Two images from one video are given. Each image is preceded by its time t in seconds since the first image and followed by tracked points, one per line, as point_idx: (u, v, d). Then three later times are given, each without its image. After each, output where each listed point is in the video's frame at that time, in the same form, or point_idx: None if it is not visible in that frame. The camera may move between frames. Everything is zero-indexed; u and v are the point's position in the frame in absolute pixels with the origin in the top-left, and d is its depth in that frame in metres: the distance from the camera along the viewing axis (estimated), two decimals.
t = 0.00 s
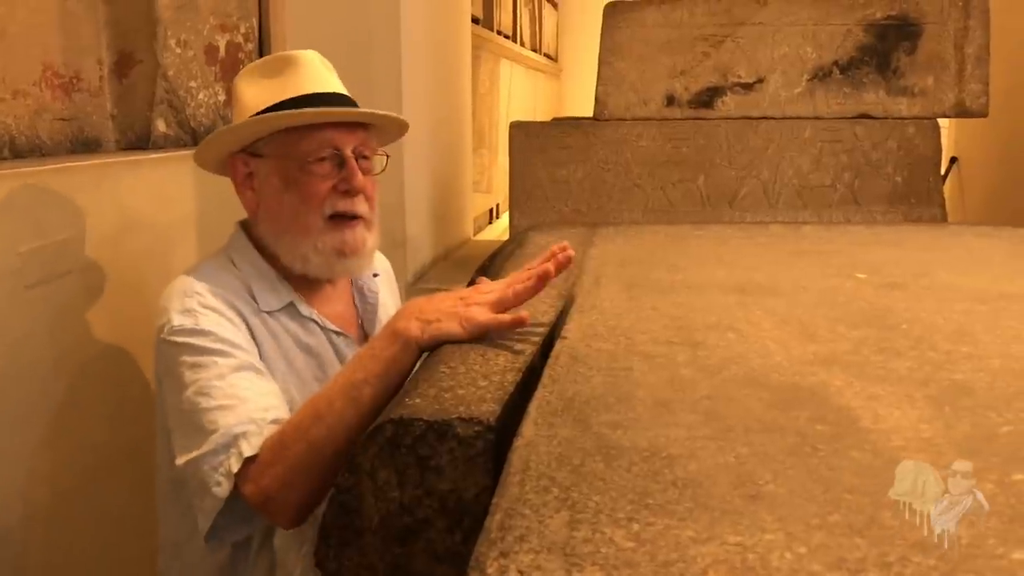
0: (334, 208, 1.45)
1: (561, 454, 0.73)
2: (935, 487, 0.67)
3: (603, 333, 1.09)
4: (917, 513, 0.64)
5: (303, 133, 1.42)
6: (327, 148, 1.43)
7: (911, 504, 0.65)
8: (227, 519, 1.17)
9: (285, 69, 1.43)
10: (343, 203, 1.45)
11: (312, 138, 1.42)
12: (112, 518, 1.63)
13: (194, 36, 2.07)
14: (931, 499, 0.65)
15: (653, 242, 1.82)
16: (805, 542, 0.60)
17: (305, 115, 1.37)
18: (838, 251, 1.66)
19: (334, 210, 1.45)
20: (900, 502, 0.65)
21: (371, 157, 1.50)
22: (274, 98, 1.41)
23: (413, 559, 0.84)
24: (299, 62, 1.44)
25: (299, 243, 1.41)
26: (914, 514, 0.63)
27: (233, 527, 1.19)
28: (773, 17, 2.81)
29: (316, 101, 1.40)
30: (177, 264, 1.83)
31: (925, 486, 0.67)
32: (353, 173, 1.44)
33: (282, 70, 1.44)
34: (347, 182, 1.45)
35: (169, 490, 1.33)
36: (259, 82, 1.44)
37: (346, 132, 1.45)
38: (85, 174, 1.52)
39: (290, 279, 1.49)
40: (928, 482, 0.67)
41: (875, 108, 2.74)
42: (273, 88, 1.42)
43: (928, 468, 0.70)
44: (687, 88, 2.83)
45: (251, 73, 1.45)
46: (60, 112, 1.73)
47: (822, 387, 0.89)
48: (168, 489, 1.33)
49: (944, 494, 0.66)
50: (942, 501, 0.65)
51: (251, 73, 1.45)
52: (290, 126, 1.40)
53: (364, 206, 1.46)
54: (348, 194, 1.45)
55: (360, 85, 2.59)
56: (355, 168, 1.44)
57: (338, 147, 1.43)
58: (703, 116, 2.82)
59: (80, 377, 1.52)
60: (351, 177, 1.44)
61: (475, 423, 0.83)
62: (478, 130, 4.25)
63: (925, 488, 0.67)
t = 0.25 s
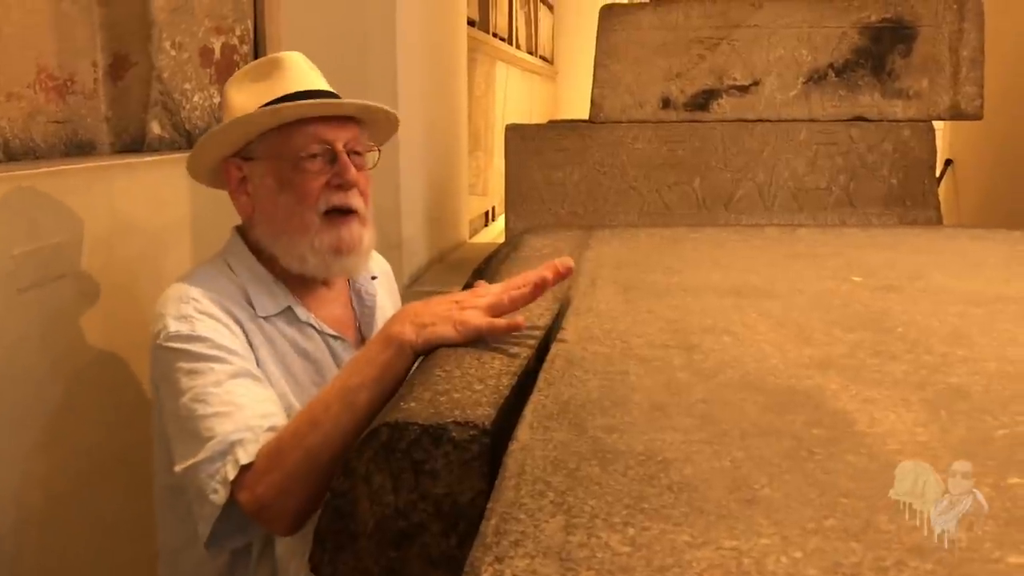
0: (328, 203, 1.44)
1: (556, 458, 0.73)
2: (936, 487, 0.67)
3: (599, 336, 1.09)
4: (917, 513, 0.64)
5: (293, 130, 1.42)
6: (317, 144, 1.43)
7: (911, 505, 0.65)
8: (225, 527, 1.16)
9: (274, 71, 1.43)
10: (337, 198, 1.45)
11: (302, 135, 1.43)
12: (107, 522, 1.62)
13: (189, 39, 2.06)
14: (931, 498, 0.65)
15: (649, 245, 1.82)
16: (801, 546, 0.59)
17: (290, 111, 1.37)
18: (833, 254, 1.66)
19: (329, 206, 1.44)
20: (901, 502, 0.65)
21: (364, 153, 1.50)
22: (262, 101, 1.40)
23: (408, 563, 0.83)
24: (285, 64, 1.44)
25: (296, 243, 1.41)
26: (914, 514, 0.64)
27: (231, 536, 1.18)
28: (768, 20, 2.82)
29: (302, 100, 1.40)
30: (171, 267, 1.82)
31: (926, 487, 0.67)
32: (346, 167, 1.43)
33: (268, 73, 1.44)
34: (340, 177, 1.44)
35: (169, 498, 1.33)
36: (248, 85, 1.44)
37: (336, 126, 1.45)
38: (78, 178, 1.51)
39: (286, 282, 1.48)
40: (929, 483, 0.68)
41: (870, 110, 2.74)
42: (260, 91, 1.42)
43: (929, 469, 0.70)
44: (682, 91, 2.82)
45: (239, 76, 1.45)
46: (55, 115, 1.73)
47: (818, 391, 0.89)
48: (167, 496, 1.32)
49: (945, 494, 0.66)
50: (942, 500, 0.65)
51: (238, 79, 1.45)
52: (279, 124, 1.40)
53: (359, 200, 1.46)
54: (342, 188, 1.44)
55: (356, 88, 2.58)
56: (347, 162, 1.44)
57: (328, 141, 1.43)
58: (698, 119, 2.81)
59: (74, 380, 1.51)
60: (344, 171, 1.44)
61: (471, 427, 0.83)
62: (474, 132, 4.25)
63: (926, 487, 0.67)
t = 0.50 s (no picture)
0: (339, 224, 1.42)
1: (553, 466, 0.72)
2: (935, 487, 0.67)
3: (596, 340, 1.08)
4: (918, 513, 0.64)
5: (315, 148, 1.39)
6: (337, 164, 1.40)
7: (911, 504, 0.65)
8: (203, 534, 1.16)
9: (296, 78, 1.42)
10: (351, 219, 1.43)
11: (324, 153, 1.39)
12: (98, 527, 1.61)
13: (184, 40, 2.04)
14: (930, 498, 0.66)
15: (646, 248, 1.81)
16: (802, 557, 0.58)
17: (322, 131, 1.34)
18: (830, 256, 1.65)
19: (341, 226, 1.42)
20: (901, 501, 0.65)
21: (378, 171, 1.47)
22: (284, 108, 1.38)
23: (401, 571, 0.82)
24: (310, 72, 1.42)
25: (303, 260, 1.40)
26: (915, 513, 0.64)
27: (210, 544, 1.17)
28: (766, 21, 2.81)
29: (329, 115, 1.38)
30: (165, 270, 1.81)
31: (925, 487, 0.67)
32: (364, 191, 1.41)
33: (291, 79, 1.42)
34: (356, 198, 1.42)
35: (152, 500, 1.32)
36: (267, 89, 1.42)
37: (357, 147, 1.41)
38: (70, 180, 1.49)
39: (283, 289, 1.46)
40: (928, 483, 0.68)
41: (868, 111, 2.72)
42: (282, 98, 1.40)
43: (928, 469, 0.70)
44: (680, 93, 2.81)
45: (258, 79, 1.43)
46: (47, 116, 1.71)
47: (819, 396, 0.87)
48: (150, 499, 1.31)
49: (944, 494, 0.66)
50: (942, 500, 0.66)
51: (257, 79, 1.43)
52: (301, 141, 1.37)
53: (371, 223, 1.44)
54: (357, 210, 1.42)
55: (352, 88, 2.57)
56: (364, 184, 1.41)
57: (348, 162, 1.40)
58: (696, 120, 2.80)
59: (65, 385, 1.50)
60: (361, 194, 1.41)
61: (467, 434, 0.82)
62: (471, 134, 4.24)
63: (925, 487, 0.67)
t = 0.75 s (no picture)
0: (362, 227, 1.38)
1: (556, 483, 0.70)
2: (935, 486, 0.68)
3: (598, 349, 1.05)
4: (917, 512, 0.65)
5: (333, 155, 1.35)
6: (357, 170, 1.36)
7: (911, 504, 0.66)
8: (205, 543, 1.14)
9: (304, 83, 1.38)
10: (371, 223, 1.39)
11: (343, 158, 1.36)
12: (92, 538, 1.58)
13: (179, 41, 2.01)
14: (931, 498, 0.67)
15: (648, 252, 1.79)
16: None
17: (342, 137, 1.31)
18: (833, 261, 1.63)
19: (361, 231, 1.39)
20: (901, 501, 0.67)
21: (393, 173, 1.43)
22: (296, 113, 1.34)
23: None
24: (320, 75, 1.38)
25: (324, 266, 1.37)
26: (915, 513, 0.65)
27: (211, 553, 1.15)
28: (766, 23, 2.78)
29: (343, 122, 1.34)
30: (160, 275, 1.78)
31: (925, 486, 0.68)
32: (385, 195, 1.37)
33: (301, 83, 1.38)
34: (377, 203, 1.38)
35: (150, 509, 1.29)
36: (274, 95, 1.38)
37: (375, 152, 1.37)
38: (61, 183, 1.45)
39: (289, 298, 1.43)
40: (928, 483, 0.69)
41: (868, 114, 2.69)
42: (294, 103, 1.36)
43: (927, 468, 0.71)
44: (680, 94, 2.77)
45: (263, 83, 1.38)
46: (41, 119, 1.65)
47: (828, 408, 0.85)
48: (148, 509, 1.28)
49: (944, 494, 0.67)
50: (942, 500, 0.67)
51: (265, 81, 1.38)
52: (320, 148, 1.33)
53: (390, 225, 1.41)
54: (377, 214, 1.38)
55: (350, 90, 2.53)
56: (384, 188, 1.38)
57: (368, 168, 1.36)
58: (696, 122, 2.76)
59: (60, 392, 1.47)
60: (382, 198, 1.37)
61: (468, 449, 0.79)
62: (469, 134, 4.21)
63: (925, 487, 0.68)
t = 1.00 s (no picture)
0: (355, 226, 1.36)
1: (552, 517, 0.67)
2: (935, 486, 0.71)
3: (597, 367, 1.02)
4: (917, 512, 0.68)
5: (321, 154, 1.33)
6: (344, 168, 1.34)
7: (911, 504, 0.69)
8: (192, 561, 1.11)
9: (278, 86, 1.34)
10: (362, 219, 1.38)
11: (330, 158, 1.34)
12: (79, 554, 1.54)
13: (172, 46, 1.94)
14: (931, 498, 0.70)
15: (648, 261, 1.76)
16: None
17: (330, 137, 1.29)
18: (837, 271, 1.60)
19: (355, 228, 1.37)
20: (901, 502, 0.69)
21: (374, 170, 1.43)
22: (276, 120, 1.31)
23: None
24: (295, 78, 1.35)
25: (323, 267, 1.34)
26: (915, 514, 0.68)
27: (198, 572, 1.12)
28: (767, 25, 2.65)
29: (324, 125, 1.32)
30: (152, 282, 1.75)
31: (924, 487, 0.71)
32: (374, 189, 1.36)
33: (276, 88, 1.34)
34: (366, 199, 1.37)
35: (136, 529, 1.24)
36: (248, 101, 1.34)
37: (358, 149, 1.37)
38: (49, 192, 1.41)
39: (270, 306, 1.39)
40: (927, 483, 0.72)
41: (869, 118, 2.57)
42: (272, 108, 1.32)
43: (926, 468, 0.74)
44: (679, 98, 2.65)
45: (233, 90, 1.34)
46: (29, 126, 1.61)
47: (836, 433, 0.82)
48: (134, 531, 1.24)
49: (944, 494, 0.70)
50: (942, 500, 0.70)
51: (238, 87, 1.34)
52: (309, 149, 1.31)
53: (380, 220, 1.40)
54: (368, 210, 1.37)
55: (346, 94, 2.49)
56: (371, 183, 1.37)
57: (354, 164, 1.35)
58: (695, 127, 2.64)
59: (46, 402, 1.43)
60: (371, 193, 1.36)
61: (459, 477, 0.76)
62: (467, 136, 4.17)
63: (926, 487, 0.71)
